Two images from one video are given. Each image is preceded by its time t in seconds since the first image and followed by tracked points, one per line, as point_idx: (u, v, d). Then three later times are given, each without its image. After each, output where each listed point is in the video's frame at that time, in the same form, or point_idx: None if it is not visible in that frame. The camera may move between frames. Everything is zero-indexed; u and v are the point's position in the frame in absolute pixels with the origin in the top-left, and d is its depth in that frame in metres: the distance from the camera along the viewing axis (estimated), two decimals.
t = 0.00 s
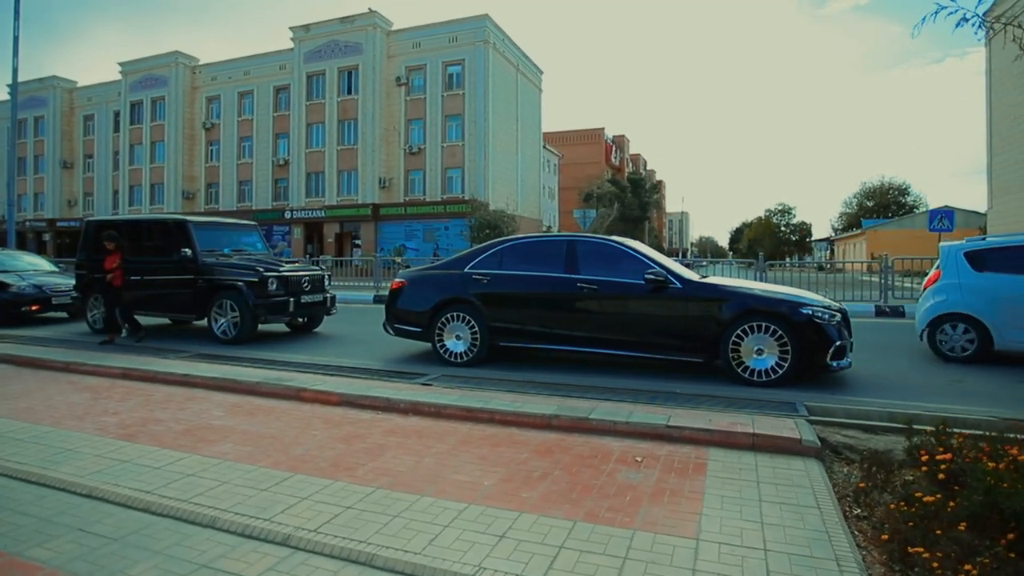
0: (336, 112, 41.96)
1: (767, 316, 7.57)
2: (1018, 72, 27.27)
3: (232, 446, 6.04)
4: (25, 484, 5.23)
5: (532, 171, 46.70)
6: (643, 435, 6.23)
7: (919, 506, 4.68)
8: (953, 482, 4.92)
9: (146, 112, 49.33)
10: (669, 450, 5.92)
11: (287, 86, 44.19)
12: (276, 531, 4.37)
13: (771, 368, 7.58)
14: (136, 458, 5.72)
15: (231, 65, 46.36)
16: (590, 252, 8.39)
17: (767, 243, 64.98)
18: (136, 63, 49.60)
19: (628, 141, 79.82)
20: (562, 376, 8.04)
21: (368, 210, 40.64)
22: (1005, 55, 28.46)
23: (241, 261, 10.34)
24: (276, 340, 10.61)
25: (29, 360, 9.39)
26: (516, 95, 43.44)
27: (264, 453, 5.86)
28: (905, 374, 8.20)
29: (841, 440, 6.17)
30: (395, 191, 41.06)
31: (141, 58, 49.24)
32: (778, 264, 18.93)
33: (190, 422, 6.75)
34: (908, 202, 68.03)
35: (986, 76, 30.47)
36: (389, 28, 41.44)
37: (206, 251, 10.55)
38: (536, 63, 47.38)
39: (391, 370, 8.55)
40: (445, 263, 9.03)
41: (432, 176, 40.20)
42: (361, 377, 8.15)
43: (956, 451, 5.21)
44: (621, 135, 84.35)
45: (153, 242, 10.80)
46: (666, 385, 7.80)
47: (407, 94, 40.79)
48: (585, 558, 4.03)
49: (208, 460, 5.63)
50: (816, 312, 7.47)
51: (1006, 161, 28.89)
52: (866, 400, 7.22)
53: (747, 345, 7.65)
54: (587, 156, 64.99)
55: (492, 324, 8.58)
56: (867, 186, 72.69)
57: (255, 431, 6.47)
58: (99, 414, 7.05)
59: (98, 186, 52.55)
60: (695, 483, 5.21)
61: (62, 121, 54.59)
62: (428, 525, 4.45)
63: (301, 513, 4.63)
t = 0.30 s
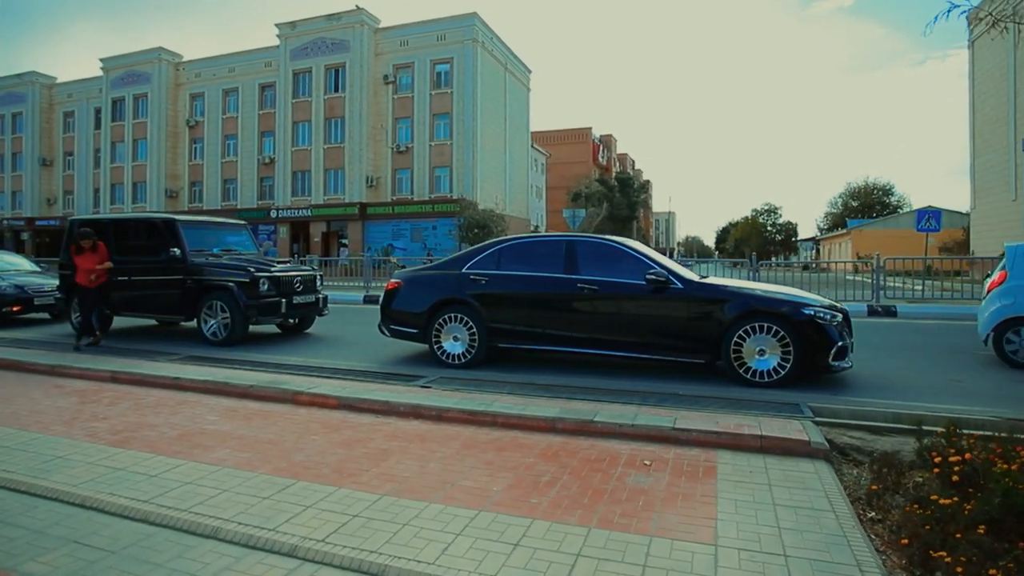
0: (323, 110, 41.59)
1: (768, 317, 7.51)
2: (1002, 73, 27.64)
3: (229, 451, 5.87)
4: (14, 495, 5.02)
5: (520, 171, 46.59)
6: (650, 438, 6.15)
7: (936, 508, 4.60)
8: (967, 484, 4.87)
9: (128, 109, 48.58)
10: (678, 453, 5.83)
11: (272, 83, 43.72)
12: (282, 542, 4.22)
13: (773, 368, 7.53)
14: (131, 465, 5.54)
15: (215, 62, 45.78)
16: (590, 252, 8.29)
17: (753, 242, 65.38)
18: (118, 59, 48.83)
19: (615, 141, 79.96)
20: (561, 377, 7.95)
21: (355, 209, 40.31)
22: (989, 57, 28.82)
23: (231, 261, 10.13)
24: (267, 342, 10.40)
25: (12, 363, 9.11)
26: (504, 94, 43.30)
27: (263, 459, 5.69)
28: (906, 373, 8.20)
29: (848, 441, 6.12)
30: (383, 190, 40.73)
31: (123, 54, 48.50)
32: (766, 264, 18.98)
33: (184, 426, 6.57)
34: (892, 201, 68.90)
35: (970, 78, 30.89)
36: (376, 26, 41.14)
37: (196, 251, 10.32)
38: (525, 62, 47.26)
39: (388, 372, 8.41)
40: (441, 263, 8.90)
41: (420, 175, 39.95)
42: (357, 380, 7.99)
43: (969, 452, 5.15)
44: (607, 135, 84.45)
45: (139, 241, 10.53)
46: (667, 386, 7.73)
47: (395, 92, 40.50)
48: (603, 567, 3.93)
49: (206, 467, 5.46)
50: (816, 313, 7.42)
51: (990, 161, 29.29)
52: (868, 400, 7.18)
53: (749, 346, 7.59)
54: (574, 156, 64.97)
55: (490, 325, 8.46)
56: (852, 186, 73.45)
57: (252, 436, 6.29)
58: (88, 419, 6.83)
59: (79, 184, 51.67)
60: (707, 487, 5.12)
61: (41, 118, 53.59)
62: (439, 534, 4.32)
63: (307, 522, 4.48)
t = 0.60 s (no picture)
0: (309, 108, 41.20)
1: (769, 317, 7.49)
2: (984, 75, 28.02)
3: (228, 457, 5.72)
4: (5, 505, 4.84)
5: (507, 170, 46.46)
6: (656, 440, 6.08)
7: (949, 510, 4.57)
8: (977, 484, 4.84)
9: (108, 105, 47.79)
10: (684, 455, 5.78)
11: (257, 81, 43.25)
12: (289, 551, 4.10)
13: (774, 369, 7.49)
14: (126, 472, 5.37)
15: (198, 59, 45.17)
16: (589, 252, 8.22)
17: (737, 242, 65.78)
18: (99, 55, 48.04)
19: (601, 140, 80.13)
20: (560, 379, 7.87)
21: (341, 208, 39.98)
22: (972, 59, 29.20)
23: (221, 261, 9.93)
24: (258, 343, 10.21)
25: None
26: (492, 92, 43.15)
27: (263, 465, 5.55)
28: (904, 373, 8.23)
29: (853, 441, 6.10)
30: (369, 189, 40.40)
31: (103, 50, 47.71)
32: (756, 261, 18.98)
33: (179, 431, 6.40)
34: (876, 202, 69.75)
35: (953, 80, 31.30)
36: (362, 23, 40.81)
37: (184, 251, 10.10)
38: (512, 61, 47.15)
39: (384, 374, 8.28)
40: (438, 264, 8.79)
41: (407, 174, 39.67)
42: (354, 382, 7.86)
43: (978, 453, 5.13)
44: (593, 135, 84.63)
45: (126, 241, 10.30)
46: (667, 387, 7.67)
47: (381, 90, 40.21)
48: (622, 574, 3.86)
49: (205, 474, 5.31)
50: (817, 313, 7.40)
51: (972, 162, 29.70)
52: (869, 400, 7.17)
53: (750, 347, 7.55)
54: (561, 155, 64.91)
55: (488, 325, 8.35)
56: (836, 186, 74.24)
57: (250, 441, 6.14)
58: (79, 424, 6.63)
59: (58, 182, 50.73)
60: (718, 490, 5.07)
61: (18, 114, 52.59)
62: (451, 542, 4.23)
63: (314, 531, 4.36)
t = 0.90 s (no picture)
0: (294, 105, 40.80)
1: (770, 317, 7.47)
2: (966, 76, 28.42)
3: (225, 462, 5.56)
4: None
5: (493, 169, 46.32)
6: (661, 441, 6.02)
7: (961, 509, 4.53)
8: (987, 483, 4.80)
9: (88, 101, 46.98)
10: (691, 456, 5.72)
11: (241, 77, 42.75)
12: (296, 560, 3.97)
13: (774, 369, 7.47)
14: (122, 478, 5.20)
15: (181, 55, 44.55)
16: (587, 251, 8.15)
17: (723, 241, 66.15)
18: (78, 50, 47.22)
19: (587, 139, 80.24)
20: (560, 379, 7.80)
21: (326, 207, 39.59)
22: (954, 60, 29.59)
23: (211, 260, 9.74)
24: (249, 344, 10.03)
25: None
26: (479, 90, 42.96)
27: (263, 470, 5.40)
28: (900, 372, 8.28)
29: (857, 441, 6.08)
30: (355, 187, 40.07)
31: (83, 45, 46.90)
32: (744, 261, 19.17)
33: (174, 436, 6.23)
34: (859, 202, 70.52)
35: (935, 80, 31.73)
36: (348, 20, 40.47)
37: (172, 250, 9.89)
38: (498, 59, 47.01)
39: (380, 375, 8.15)
40: (434, 263, 8.68)
41: (393, 173, 39.38)
42: (350, 383, 7.73)
43: (986, 452, 5.09)
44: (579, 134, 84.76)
45: (113, 240, 10.08)
46: (668, 386, 7.62)
47: (367, 87, 39.92)
48: None
49: (203, 480, 5.15)
50: (817, 312, 7.40)
51: (953, 162, 30.12)
52: (870, 400, 7.16)
53: (750, 346, 7.53)
54: (547, 154, 64.82)
55: (485, 326, 8.25)
56: (819, 186, 74.99)
57: (248, 445, 5.99)
58: (67, 428, 6.44)
59: (36, 179, 49.77)
60: (729, 492, 5.02)
61: None
62: (463, 548, 4.13)
63: (321, 538, 4.24)
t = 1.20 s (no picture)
0: (279, 102, 40.37)
1: (770, 316, 7.44)
2: (947, 77, 28.80)
3: (223, 467, 5.41)
4: None
5: (480, 168, 46.14)
6: (667, 442, 5.96)
7: (975, 508, 4.49)
8: (996, 482, 4.77)
9: (67, 97, 46.09)
10: (698, 457, 5.67)
11: (224, 74, 42.19)
12: (305, 569, 3.85)
13: (774, 368, 7.45)
14: (116, 484, 5.03)
15: (162, 50, 43.87)
16: (586, 250, 8.07)
17: (707, 241, 66.52)
18: (57, 45, 46.31)
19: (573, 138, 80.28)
20: (559, 379, 7.72)
21: (311, 205, 39.18)
22: (936, 61, 29.97)
23: (200, 259, 9.53)
24: (239, 345, 9.83)
25: None
26: (465, 88, 42.74)
27: (262, 475, 5.25)
28: (895, 371, 8.31)
29: (862, 440, 6.05)
30: (340, 185, 39.74)
31: (62, 39, 46.01)
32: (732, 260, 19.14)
33: (168, 440, 6.05)
34: (842, 201, 71.33)
35: (917, 81, 32.13)
36: (334, 16, 40.10)
37: (159, 248, 9.68)
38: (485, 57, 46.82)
39: (375, 376, 8.02)
40: (430, 262, 8.55)
41: (380, 171, 39.09)
42: (346, 384, 7.58)
43: (994, 451, 5.06)
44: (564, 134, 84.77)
45: (97, 238, 9.84)
46: (668, 386, 7.57)
47: (353, 85, 39.59)
48: None
49: (201, 487, 4.99)
50: (817, 311, 7.39)
51: (935, 163, 30.51)
52: (870, 398, 7.15)
53: (750, 346, 7.50)
54: (534, 152, 64.67)
55: (483, 326, 8.15)
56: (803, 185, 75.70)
57: (245, 449, 5.83)
58: (55, 433, 6.23)
59: (12, 176, 48.74)
60: (740, 493, 4.97)
61: None
62: (478, 554, 4.02)
63: (329, 546, 4.11)
